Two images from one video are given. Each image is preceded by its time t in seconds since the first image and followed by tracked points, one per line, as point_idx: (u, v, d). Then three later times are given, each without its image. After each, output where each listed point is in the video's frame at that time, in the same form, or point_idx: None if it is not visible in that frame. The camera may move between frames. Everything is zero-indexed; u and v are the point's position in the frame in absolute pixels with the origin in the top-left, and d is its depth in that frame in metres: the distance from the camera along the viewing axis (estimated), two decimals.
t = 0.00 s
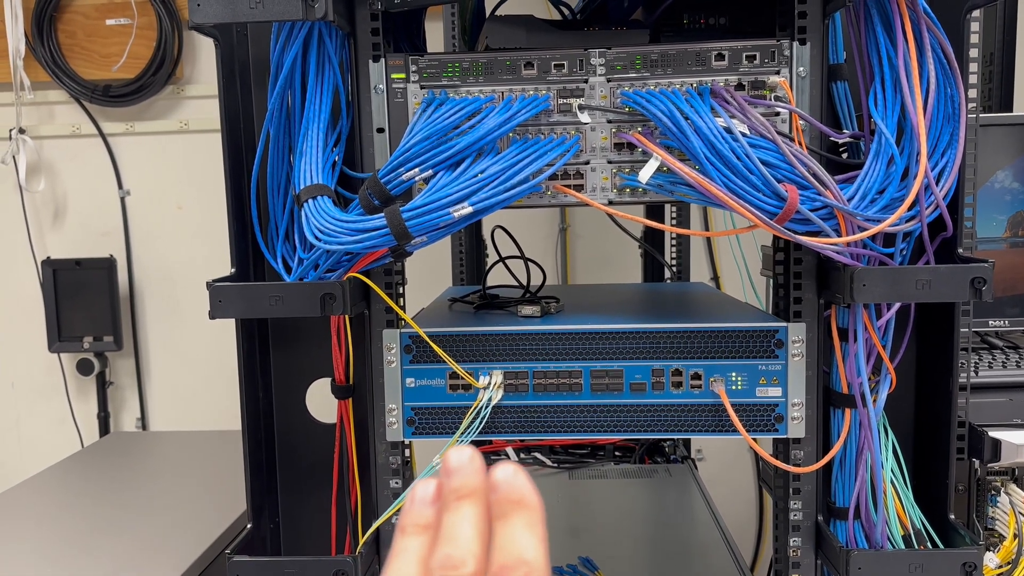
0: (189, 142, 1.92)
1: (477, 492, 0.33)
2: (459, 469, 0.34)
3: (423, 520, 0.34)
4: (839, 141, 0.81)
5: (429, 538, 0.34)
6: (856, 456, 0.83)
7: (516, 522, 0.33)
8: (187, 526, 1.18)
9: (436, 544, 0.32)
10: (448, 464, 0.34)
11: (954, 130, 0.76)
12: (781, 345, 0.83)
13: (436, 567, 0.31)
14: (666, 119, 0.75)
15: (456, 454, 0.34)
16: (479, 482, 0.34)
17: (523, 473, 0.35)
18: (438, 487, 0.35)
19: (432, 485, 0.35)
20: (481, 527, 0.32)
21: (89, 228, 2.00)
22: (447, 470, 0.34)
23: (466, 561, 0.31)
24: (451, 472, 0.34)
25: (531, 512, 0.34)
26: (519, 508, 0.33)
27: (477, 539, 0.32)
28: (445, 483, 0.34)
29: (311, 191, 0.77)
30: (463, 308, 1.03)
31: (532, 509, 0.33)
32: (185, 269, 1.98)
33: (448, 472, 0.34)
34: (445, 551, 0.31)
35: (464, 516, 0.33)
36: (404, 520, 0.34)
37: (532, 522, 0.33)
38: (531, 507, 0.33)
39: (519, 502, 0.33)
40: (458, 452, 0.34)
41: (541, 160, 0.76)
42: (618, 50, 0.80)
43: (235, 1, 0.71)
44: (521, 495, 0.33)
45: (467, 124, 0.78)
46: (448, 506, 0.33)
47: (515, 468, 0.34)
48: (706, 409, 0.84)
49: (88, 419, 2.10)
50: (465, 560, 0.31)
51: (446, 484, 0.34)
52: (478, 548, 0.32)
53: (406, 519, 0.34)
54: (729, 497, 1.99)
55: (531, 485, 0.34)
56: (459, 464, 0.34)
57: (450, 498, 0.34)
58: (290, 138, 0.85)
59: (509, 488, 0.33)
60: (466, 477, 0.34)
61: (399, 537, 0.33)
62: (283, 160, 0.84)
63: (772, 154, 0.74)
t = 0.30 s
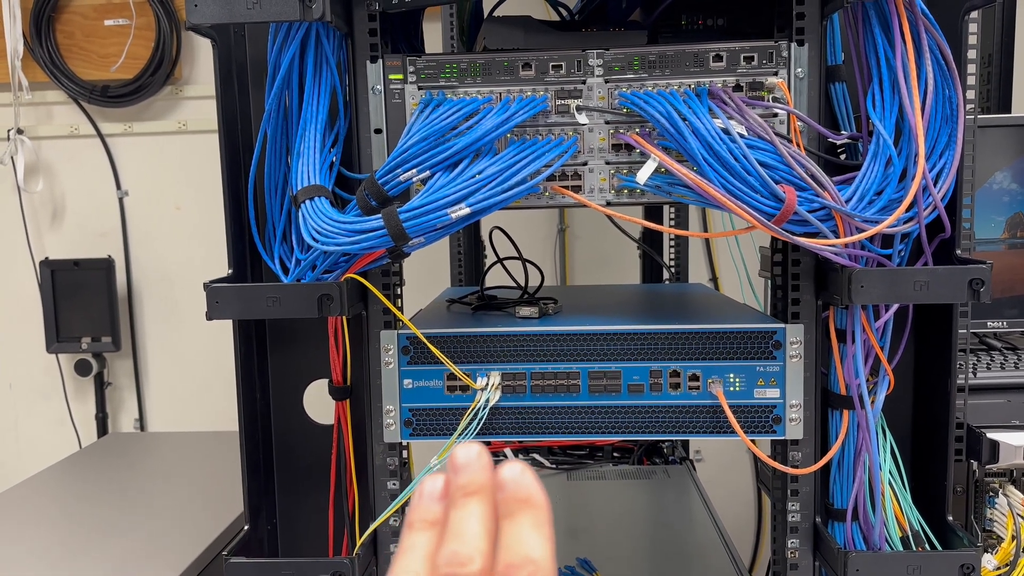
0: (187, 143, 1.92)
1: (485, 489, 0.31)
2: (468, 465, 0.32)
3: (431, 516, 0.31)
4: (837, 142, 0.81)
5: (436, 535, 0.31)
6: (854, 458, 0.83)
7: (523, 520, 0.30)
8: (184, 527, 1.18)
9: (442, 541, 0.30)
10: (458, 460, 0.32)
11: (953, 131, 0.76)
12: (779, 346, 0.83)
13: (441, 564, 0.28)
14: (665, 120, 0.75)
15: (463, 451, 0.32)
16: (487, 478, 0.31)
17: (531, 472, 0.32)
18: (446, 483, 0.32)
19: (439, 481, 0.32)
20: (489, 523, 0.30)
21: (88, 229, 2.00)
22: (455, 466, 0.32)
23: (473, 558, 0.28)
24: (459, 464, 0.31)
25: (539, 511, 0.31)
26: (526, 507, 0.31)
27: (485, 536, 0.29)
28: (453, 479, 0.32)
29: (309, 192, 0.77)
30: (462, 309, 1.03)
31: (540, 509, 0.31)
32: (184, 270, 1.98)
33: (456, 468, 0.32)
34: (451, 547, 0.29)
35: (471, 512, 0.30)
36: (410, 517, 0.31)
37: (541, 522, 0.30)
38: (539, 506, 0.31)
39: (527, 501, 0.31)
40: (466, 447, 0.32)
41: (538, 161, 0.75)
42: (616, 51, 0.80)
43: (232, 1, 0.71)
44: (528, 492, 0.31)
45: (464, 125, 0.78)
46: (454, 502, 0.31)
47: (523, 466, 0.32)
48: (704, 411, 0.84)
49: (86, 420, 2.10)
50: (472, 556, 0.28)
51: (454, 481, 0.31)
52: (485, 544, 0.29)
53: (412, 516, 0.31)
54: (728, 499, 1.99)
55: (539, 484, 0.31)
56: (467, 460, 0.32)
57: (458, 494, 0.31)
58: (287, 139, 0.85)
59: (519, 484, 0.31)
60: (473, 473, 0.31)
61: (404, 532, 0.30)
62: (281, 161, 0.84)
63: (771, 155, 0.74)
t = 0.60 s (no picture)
0: (184, 143, 1.92)
1: (502, 487, 0.28)
2: (484, 461, 0.29)
3: (445, 514, 0.28)
4: (834, 143, 0.81)
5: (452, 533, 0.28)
6: (851, 459, 0.82)
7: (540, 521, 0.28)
8: (180, 528, 1.17)
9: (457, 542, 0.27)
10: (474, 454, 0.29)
11: (950, 132, 0.76)
12: (776, 347, 0.83)
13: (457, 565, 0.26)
14: (661, 120, 0.75)
15: (480, 447, 0.29)
16: (503, 476, 0.28)
17: (549, 470, 0.29)
18: (463, 480, 0.29)
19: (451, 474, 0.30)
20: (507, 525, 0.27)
21: (84, 229, 1.99)
22: (470, 462, 0.29)
23: (489, 563, 0.25)
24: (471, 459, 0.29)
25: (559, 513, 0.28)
26: (543, 508, 0.28)
27: (502, 537, 0.27)
28: (469, 476, 0.29)
29: (303, 192, 0.77)
30: (458, 310, 1.03)
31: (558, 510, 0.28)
32: (181, 270, 1.97)
33: (470, 463, 0.29)
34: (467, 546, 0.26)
35: (488, 512, 0.27)
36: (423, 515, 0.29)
37: (561, 523, 0.28)
38: (558, 507, 0.28)
39: (545, 501, 0.28)
40: (483, 443, 0.29)
41: (534, 161, 0.75)
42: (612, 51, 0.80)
43: (226, 0, 0.71)
44: (545, 494, 0.28)
45: (460, 125, 0.77)
46: (470, 500, 0.28)
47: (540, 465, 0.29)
48: (700, 412, 0.83)
49: (82, 421, 2.09)
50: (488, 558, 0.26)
51: (469, 477, 0.29)
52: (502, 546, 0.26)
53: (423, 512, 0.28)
54: (726, 500, 1.99)
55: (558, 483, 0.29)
56: (484, 457, 0.29)
57: (475, 493, 0.28)
58: (282, 139, 0.84)
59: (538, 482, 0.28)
60: (490, 470, 0.28)
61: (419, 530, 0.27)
62: (276, 161, 0.84)
63: (767, 156, 0.74)
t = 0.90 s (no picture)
0: (180, 143, 1.91)
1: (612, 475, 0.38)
2: (597, 449, 0.38)
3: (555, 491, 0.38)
4: (831, 144, 0.81)
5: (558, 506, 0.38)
6: (848, 461, 0.82)
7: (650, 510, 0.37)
8: (175, 529, 1.17)
9: (567, 519, 0.38)
10: (590, 442, 0.38)
11: (947, 133, 0.76)
12: (773, 348, 0.82)
13: (568, 543, 0.37)
14: (657, 121, 0.74)
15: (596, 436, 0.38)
16: (614, 466, 0.38)
17: (662, 462, 0.38)
18: (570, 457, 0.38)
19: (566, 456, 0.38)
20: (614, 511, 0.38)
21: (80, 229, 1.98)
22: (585, 448, 0.38)
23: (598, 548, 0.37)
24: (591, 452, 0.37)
25: (670, 503, 0.37)
26: (655, 498, 0.37)
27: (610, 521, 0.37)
28: (580, 459, 0.38)
29: (298, 192, 0.76)
30: (453, 311, 1.02)
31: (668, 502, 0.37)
32: (177, 270, 1.96)
33: (584, 450, 0.38)
34: (578, 528, 0.37)
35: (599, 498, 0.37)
36: (533, 488, 0.38)
37: (665, 512, 0.37)
38: (669, 499, 0.37)
39: (657, 494, 0.37)
40: (599, 433, 0.38)
41: (530, 162, 0.75)
42: (609, 52, 0.79)
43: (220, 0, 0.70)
44: (656, 486, 0.37)
45: (456, 126, 0.77)
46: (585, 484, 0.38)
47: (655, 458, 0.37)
48: (697, 414, 0.83)
49: (78, 421, 2.08)
50: (598, 545, 0.37)
51: (583, 461, 0.38)
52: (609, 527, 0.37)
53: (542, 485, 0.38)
54: (723, 501, 1.99)
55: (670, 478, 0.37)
56: (597, 444, 0.38)
57: (583, 475, 0.38)
58: (277, 139, 0.84)
59: (651, 480, 0.37)
60: (603, 459, 0.38)
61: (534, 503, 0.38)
62: (271, 161, 0.83)
63: (764, 157, 0.73)
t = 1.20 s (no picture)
0: (174, 143, 1.90)
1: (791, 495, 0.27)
2: (771, 461, 0.28)
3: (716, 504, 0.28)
4: (824, 144, 0.80)
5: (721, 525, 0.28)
6: (841, 462, 0.82)
7: (835, 543, 0.27)
8: (167, 530, 1.16)
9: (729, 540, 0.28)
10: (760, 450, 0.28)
11: (941, 133, 0.75)
12: (766, 349, 0.82)
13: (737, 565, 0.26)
14: (650, 120, 0.74)
15: (769, 441, 0.29)
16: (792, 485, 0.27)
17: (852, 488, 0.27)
18: (738, 467, 0.29)
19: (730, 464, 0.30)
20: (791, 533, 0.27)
21: (73, 229, 1.97)
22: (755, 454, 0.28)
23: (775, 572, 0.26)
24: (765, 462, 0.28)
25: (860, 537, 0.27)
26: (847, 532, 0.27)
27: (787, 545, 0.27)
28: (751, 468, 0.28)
29: (289, 192, 0.76)
30: (446, 311, 1.02)
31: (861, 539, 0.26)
32: (171, 270, 1.95)
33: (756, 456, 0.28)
34: (746, 549, 0.27)
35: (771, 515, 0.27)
36: (692, 496, 0.29)
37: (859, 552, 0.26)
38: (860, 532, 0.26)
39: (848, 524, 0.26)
40: (772, 440, 0.29)
41: (522, 162, 0.74)
42: (602, 51, 0.79)
43: None
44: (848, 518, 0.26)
45: (448, 125, 0.76)
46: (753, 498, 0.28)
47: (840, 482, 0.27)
48: (690, 415, 0.83)
49: (71, 422, 2.07)
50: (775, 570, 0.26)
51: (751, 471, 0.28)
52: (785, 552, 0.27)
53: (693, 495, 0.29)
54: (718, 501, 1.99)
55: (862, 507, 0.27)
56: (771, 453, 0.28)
57: (753, 488, 0.28)
58: (268, 138, 0.83)
59: (837, 506, 0.26)
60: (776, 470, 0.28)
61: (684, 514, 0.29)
62: (262, 160, 0.83)
63: (757, 157, 0.73)
